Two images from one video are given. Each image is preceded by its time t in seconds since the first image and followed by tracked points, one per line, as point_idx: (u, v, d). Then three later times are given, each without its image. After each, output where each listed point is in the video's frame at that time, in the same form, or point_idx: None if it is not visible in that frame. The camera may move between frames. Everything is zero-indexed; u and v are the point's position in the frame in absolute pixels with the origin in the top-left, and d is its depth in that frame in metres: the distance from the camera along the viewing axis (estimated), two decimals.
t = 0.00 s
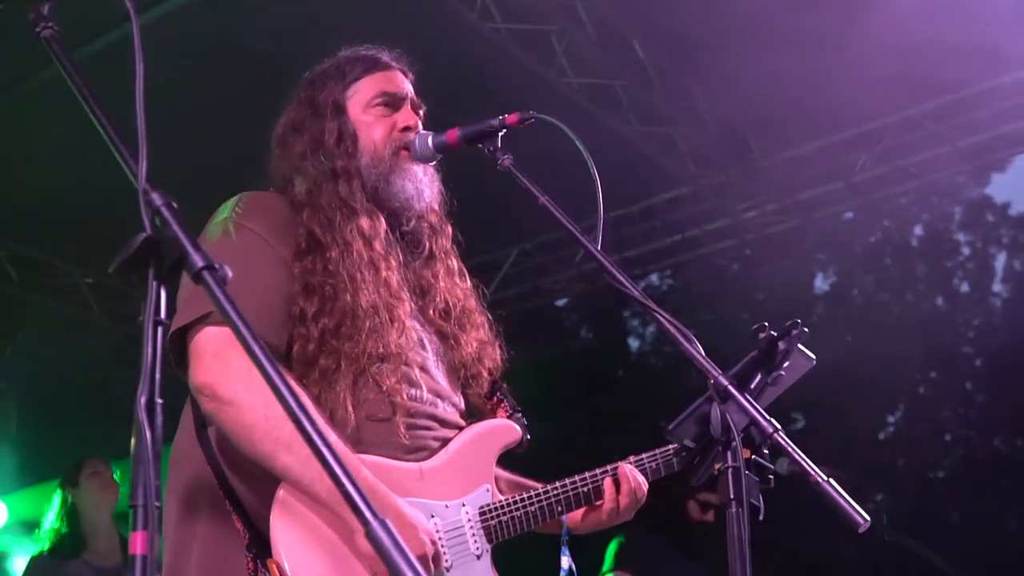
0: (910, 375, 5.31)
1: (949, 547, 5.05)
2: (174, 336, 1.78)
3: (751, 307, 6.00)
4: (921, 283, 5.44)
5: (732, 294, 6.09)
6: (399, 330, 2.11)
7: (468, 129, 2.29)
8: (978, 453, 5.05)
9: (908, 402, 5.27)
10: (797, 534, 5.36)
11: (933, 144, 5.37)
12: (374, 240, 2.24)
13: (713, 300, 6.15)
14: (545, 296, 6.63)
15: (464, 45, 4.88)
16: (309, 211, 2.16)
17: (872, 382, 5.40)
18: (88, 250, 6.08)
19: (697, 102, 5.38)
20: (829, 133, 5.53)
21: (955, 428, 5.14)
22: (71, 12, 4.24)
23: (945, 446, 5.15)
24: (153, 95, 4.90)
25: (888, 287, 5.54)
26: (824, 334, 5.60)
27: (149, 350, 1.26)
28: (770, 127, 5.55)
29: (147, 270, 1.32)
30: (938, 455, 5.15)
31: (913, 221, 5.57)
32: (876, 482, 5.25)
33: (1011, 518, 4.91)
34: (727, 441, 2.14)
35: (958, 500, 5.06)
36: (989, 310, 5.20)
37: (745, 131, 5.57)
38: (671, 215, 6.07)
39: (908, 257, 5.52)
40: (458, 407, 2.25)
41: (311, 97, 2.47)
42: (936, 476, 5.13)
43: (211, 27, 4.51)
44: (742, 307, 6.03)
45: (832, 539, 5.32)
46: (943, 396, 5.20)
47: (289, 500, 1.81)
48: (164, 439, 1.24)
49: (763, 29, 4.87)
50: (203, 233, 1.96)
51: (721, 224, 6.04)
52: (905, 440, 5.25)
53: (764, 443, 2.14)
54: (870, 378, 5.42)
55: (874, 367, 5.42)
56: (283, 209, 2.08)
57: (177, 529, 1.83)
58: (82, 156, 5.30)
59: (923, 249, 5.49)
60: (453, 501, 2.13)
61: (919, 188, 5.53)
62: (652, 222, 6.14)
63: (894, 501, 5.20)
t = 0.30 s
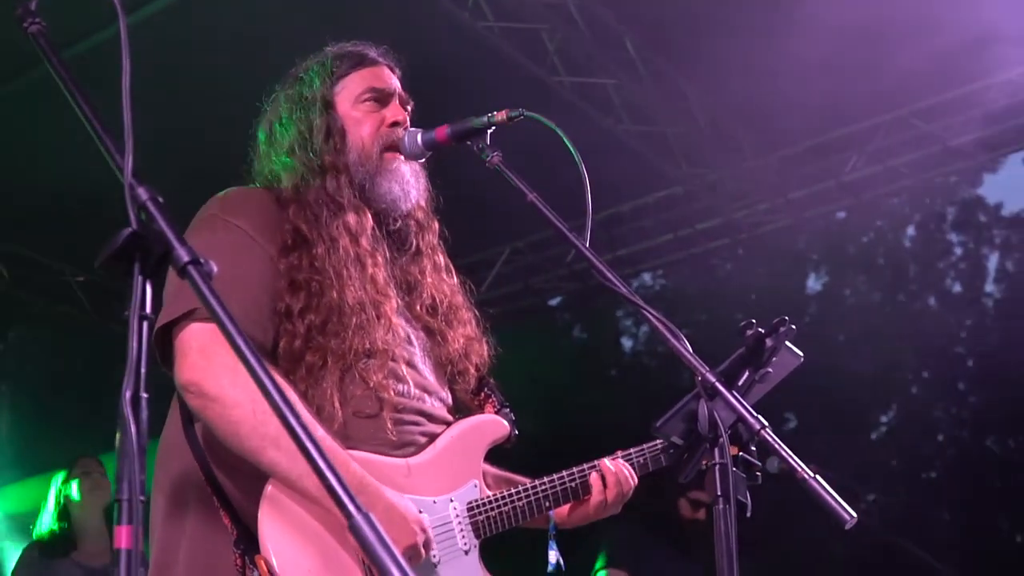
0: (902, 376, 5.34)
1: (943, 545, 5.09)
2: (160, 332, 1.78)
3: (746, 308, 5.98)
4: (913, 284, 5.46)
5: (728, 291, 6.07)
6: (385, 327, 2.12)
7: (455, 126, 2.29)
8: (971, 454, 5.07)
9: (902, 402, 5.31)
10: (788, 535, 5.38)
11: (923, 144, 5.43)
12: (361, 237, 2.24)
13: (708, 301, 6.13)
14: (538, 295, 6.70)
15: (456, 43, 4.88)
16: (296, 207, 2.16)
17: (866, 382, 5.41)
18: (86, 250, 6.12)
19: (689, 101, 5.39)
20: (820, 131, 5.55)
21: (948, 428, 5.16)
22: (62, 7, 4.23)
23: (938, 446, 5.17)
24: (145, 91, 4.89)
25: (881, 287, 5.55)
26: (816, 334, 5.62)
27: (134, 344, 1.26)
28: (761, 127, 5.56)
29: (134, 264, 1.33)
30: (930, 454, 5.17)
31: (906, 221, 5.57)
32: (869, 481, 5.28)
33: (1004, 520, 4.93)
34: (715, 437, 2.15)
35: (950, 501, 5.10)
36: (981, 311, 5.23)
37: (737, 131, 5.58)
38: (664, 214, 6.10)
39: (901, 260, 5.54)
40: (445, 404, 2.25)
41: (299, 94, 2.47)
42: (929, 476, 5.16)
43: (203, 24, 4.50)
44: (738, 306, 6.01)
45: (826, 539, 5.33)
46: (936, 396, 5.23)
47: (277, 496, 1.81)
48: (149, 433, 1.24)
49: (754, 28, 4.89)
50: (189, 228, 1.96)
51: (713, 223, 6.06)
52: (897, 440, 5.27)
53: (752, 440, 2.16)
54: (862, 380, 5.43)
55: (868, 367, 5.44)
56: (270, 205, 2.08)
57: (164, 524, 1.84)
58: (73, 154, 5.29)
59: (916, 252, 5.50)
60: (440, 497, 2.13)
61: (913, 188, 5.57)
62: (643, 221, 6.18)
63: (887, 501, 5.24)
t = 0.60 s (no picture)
0: (894, 376, 5.35)
1: (935, 547, 5.07)
2: (153, 327, 1.77)
3: (738, 308, 6.00)
4: (907, 283, 5.46)
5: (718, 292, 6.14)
6: (378, 326, 2.12)
7: (448, 124, 2.29)
8: (964, 453, 5.07)
9: (894, 401, 5.33)
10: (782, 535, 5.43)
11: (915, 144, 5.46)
12: (355, 235, 2.23)
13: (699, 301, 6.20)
14: (531, 295, 6.69)
15: (448, 43, 4.89)
16: (290, 204, 2.15)
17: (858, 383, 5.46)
18: (70, 245, 6.02)
19: (681, 101, 5.39)
20: (811, 131, 5.57)
21: (940, 429, 5.17)
22: (53, 5, 4.22)
23: (931, 445, 5.18)
24: (136, 90, 4.89)
25: (875, 287, 5.56)
26: (809, 335, 5.67)
27: (121, 339, 1.26)
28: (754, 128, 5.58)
29: (121, 260, 1.33)
30: (924, 454, 5.18)
31: (899, 222, 5.58)
32: (863, 482, 5.32)
33: (996, 519, 4.92)
34: (704, 435, 2.17)
35: (944, 500, 5.09)
36: (974, 311, 5.24)
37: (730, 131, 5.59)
38: (657, 215, 6.12)
39: (893, 259, 5.54)
40: (436, 404, 2.25)
41: (292, 92, 2.46)
42: (922, 476, 5.17)
43: (194, 23, 4.51)
44: (730, 305, 6.04)
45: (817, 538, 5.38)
46: (928, 395, 5.24)
47: (267, 493, 1.81)
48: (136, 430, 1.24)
49: (745, 29, 4.90)
50: (183, 225, 1.96)
51: (706, 223, 6.08)
52: (889, 439, 5.30)
53: (742, 438, 2.16)
54: (853, 377, 5.46)
55: (862, 368, 5.45)
56: (264, 201, 2.08)
57: (152, 520, 1.83)
58: (65, 154, 5.28)
59: (910, 251, 5.50)
60: (428, 498, 2.14)
61: (906, 187, 5.59)
62: (636, 220, 6.20)
63: (880, 501, 5.26)
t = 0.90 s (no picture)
0: (887, 375, 5.41)
1: (927, 547, 5.07)
2: (146, 323, 1.77)
3: (730, 307, 6.08)
4: (899, 283, 5.53)
5: (711, 292, 6.17)
6: (372, 323, 2.12)
7: (438, 122, 2.30)
8: (956, 453, 5.13)
9: (887, 403, 5.38)
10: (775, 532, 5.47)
11: (908, 144, 5.38)
12: (348, 232, 2.23)
13: (693, 301, 6.24)
14: (523, 294, 6.66)
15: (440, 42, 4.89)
16: (283, 201, 2.15)
17: (850, 382, 5.50)
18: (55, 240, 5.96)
19: (673, 101, 5.40)
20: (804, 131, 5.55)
21: (933, 429, 5.23)
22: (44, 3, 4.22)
23: (923, 445, 5.23)
24: (128, 87, 4.89)
25: (867, 286, 5.62)
26: (801, 334, 5.71)
27: (109, 335, 1.26)
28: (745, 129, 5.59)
29: (109, 256, 1.32)
30: (916, 454, 5.23)
31: (891, 221, 5.63)
32: (855, 481, 5.34)
33: (986, 519, 4.97)
34: (694, 432, 2.17)
35: (938, 502, 5.13)
36: (966, 311, 5.32)
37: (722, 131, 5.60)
38: (649, 213, 6.09)
39: (886, 257, 5.61)
40: (428, 401, 2.25)
41: (282, 90, 2.46)
42: (914, 475, 5.21)
43: (184, 19, 4.49)
44: (723, 306, 6.11)
45: (808, 537, 5.39)
46: (920, 395, 5.30)
47: (259, 492, 1.81)
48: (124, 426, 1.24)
49: (736, 27, 4.90)
50: (175, 221, 1.96)
51: (699, 222, 6.04)
52: (883, 439, 5.34)
53: (731, 435, 2.16)
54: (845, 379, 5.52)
55: (854, 367, 5.51)
56: (256, 198, 2.08)
57: (143, 519, 1.83)
58: (54, 151, 5.26)
59: (901, 251, 5.57)
60: (421, 495, 2.14)
61: (895, 186, 5.54)
62: (629, 219, 6.16)
63: (871, 500, 5.28)
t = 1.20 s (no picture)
0: (880, 374, 5.42)
1: (920, 547, 5.09)
2: (137, 320, 1.77)
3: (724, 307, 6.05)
4: (892, 284, 5.53)
5: (704, 291, 6.17)
6: (364, 319, 2.12)
7: (429, 120, 2.30)
8: (948, 453, 5.14)
9: (880, 402, 5.38)
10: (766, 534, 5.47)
11: (901, 142, 5.43)
12: (340, 230, 2.23)
13: (685, 300, 6.23)
14: (515, 293, 6.70)
15: (432, 40, 4.88)
16: (274, 199, 2.15)
17: (842, 382, 5.52)
18: (53, 239, 5.98)
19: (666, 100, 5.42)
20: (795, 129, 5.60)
21: (925, 428, 5.23)
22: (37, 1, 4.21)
23: (915, 446, 5.23)
24: (120, 86, 4.88)
25: (859, 287, 5.64)
26: (793, 334, 5.72)
27: (98, 332, 1.25)
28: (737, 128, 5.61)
29: (98, 252, 1.32)
30: (908, 454, 5.23)
31: (884, 222, 5.63)
32: (847, 481, 5.34)
33: (979, 520, 4.97)
34: (684, 431, 2.15)
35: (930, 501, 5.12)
36: (958, 310, 5.30)
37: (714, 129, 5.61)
38: (642, 212, 6.11)
39: (878, 257, 5.61)
40: (422, 398, 2.25)
41: (272, 87, 2.45)
42: (906, 476, 5.21)
43: (175, 16, 4.48)
44: (716, 306, 6.10)
45: (802, 537, 5.38)
46: (913, 394, 5.31)
47: (252, 490, 1.81)
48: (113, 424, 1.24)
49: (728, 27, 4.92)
50: (166, 219, 1.95)
51: (690, 221, 6.08)
52: (874, 440, 5.34)
53: (721, 434, 2.16)
54: (839, 375, 5.53)
55: (847, 367, 5.53)
56: (247, 196, 2.08)
57: (137, 517, 1.84)
58: (46, 150, 5.25)
59: (894, 251, 5.57)
60: (416, 492, 2.16)
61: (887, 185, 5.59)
62: (621, 220, 6.19)
63: (864, 500, 5.29)
